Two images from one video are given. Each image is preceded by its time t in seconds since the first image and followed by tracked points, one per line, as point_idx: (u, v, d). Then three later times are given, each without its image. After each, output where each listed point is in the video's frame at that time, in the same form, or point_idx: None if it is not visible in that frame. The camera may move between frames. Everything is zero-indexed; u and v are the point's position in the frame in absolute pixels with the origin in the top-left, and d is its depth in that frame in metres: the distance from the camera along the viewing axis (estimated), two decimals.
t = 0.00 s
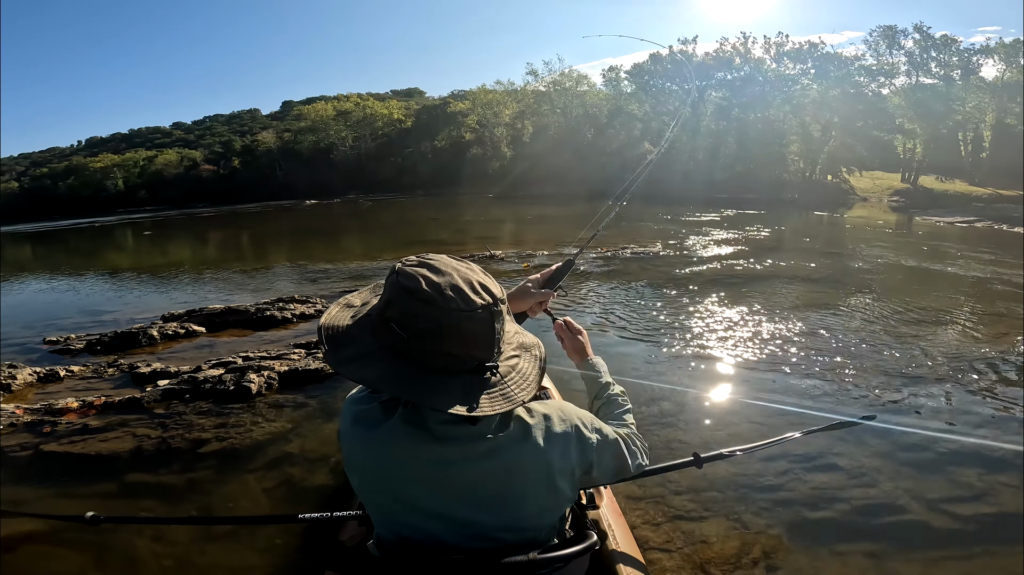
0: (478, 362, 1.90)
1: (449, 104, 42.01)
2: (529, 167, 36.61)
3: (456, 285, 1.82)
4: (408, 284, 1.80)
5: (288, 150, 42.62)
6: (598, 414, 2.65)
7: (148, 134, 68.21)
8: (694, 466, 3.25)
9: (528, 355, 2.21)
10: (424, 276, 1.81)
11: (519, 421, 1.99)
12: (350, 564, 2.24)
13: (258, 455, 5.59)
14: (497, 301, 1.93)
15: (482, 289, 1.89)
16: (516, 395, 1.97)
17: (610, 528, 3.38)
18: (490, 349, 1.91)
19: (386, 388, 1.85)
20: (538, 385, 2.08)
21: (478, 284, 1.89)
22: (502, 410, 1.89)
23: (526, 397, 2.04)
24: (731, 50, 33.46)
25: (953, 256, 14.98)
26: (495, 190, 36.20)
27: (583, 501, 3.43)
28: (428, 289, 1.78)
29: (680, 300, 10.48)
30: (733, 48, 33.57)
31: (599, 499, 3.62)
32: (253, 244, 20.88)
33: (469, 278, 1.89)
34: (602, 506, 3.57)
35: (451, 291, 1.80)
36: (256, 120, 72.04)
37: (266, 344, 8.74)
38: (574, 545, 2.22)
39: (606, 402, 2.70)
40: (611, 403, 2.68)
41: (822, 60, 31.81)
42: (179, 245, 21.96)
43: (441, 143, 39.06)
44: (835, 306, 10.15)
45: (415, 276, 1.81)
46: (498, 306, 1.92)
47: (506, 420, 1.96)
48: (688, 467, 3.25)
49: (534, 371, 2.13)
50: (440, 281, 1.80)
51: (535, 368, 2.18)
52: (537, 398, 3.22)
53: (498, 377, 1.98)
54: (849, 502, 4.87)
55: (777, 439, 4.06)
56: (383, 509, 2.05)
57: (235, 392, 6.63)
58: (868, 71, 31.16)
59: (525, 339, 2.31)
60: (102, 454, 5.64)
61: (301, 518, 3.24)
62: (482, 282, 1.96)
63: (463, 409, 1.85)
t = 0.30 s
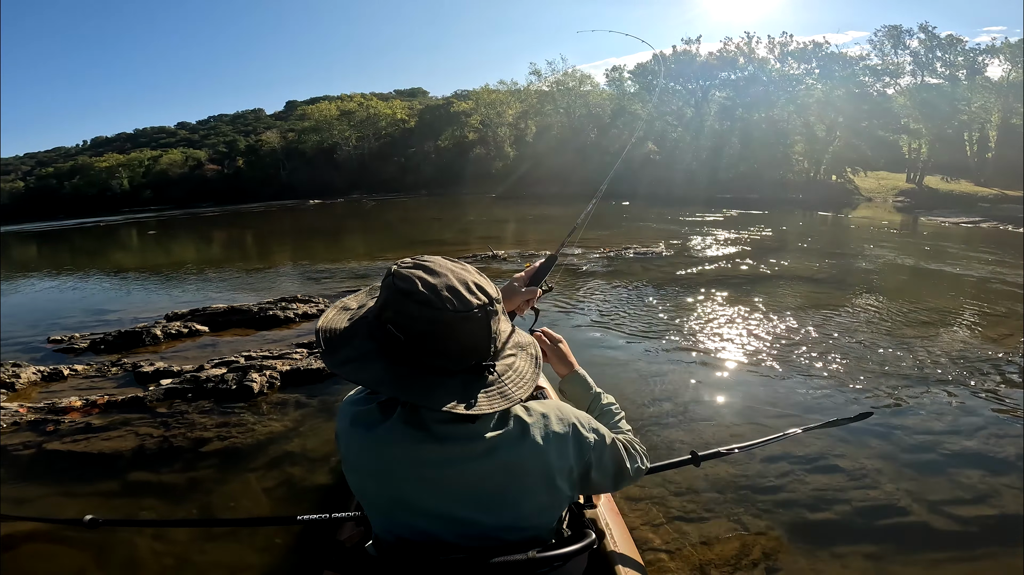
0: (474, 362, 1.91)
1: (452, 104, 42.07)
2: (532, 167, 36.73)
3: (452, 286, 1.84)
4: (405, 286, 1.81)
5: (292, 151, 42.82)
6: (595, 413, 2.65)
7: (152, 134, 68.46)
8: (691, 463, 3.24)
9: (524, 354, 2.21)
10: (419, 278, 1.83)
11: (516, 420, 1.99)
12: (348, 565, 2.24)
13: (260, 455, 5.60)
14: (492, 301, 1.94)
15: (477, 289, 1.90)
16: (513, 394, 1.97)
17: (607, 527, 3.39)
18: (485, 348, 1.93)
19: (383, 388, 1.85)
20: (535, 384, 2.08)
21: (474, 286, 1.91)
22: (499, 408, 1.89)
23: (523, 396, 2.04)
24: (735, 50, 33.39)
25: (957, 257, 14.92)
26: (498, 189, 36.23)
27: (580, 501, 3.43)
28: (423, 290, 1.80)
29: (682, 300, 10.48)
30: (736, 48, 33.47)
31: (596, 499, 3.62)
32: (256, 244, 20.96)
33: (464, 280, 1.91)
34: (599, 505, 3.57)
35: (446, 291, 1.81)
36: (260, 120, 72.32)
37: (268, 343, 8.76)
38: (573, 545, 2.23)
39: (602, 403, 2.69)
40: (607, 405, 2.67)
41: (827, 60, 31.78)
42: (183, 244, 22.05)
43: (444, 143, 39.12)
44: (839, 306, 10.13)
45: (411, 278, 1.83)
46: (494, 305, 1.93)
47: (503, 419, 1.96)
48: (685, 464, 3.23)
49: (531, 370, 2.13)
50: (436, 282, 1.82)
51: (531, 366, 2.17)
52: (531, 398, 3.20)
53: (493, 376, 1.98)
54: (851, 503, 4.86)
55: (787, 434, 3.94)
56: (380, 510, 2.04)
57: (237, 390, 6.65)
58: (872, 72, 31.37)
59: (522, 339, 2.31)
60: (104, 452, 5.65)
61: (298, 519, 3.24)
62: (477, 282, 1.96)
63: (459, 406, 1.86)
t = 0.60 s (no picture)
0: (471, 361, 1.90)
1: (458, 104, 42.19)
2: (537, 166, 36.85)
3: (446, 286, 1.85)
4: (399, 285, 1.83)
5: (298, 150, 43.03)
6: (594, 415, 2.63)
7: (159, 134, 68.79)
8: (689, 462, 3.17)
9: (522, 355, 2.20)
10: (414, 277, 1.84)
11: (513, 421, 1.97)
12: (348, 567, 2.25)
13: (263, 453, 5.63)
14: (486, 301, 1.94)
15: (472, 288, 1.91)
16: (509, 394, 1.96)
17: (607, 528, 3.38)
18: (480, 348, 1.92)
19: (380, 386, 1.86)
20: (533, 384, 2.07)
21: (467, 285, 1.91)
22: (496, 407, 1.89)
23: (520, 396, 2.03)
24: (741, 50, 33.32)
25: (965, 258, 14.85)
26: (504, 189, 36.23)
27: (579, 501, 3.42)
28: (417, 289, 1.81)
29: (687, 301, 10.46)
30: (742, 48, 33.41)
31: (595, 499, 3.60)
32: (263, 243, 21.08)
33: (458, 278, 1.91)
34: (598, 505, 3.55)
35: (439, 291, 1.82)
36: (267, 120, 72.69)
37: (273, 342, 8.80)
38: (571, 547, 2.23)
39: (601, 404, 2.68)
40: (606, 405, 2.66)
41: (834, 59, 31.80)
42: (190, 244, 22.19)
43: (449, 143, 39.18)
44: (845, 307, 10.09)
45: (405, 278, 1.84)
46: (488, 304, 1.93)
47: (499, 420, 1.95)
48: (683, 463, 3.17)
49: (528, 371, 2.12)
50: (429, 282, 1.83)
51: (529, 368, 2.16)
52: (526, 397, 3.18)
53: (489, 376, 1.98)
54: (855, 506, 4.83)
55: (776, 433, 4.02)
56: (378, 512, 2.04)
57: (241, 390, 6.68)
58: (880, 71, 31.35)
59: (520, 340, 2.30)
60: (108, 451, 5.68)
61: (297, 520, 3.25)
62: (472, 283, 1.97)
63: (453, 405, 1.85)
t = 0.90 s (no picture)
0: (461, 360, 1.90)
1: (462, 103, 42.10)
2: (541, 167, 36.79)
3: (436, 284, 1.84)
4: (390, 285, 1.83)
5: (304, 150, 43.11)
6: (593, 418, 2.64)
7: (166, 133, 68.97)
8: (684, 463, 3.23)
9: (516, 355, 2.18)
10: (404, 277, 1.83)
11: (505, 420, 1.99)
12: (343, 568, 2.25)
13: (265, 452, 5.64)
14: (477, 300, 1.93)
15: (462, 286, 1.90)
16: (499, 393, 1.95)
17: (604, 527, 3.37)
18: (471, 347, 1.91)
19: (370, 384, 1.86)
20: (525, 384, 2.05)
21: (458, 284, 1.90)
22: (484, 405, 1.88)
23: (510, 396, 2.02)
24: (746, 50, 32.86)
25: (975, 260, 14.64)
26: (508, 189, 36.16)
27: (576, 501, 3.43)
28: (407, 289, 1.80)
29: (691, 302, 10.42)
30: (748, 48, 33.01)
31: (593, 498, 3.58)
32: (268, 242, 21.13)
33: (448, 277, 1.90)
34: (596, 505, 3.54)
35: (428, 290, 1.81)
36: (273, 119, 72.88)
37: (276, 341, 8.82)
38: (568, 546, 2.23)
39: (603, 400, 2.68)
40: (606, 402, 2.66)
41: (840, 60, 31.02)
42: (196, 242, 22.28)
43: (453, 143, 39.19)
44: (851, 309, 10.02)
45: (396, 278, 1.84)
46: (479, 303, 1.92)
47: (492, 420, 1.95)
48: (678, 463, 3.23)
49: (521, 370, 2.11)
50: (419, 282, 1.83)
51: (522, 366, 2.14)
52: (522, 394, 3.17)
53: (481, 374, 1.97)
54: (857, 509, 4.81)
55: (777, 431, 4.03)
56: (374, 513, 2.04)
57: (244, 388, 6.70)
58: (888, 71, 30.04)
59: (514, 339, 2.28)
60: (112, 449, 5.71)
61: (295, 519, 3.26)
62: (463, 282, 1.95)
63: (443, 403, 1.85)
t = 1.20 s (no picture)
0: (459, 357, 1.90)
1: (467, 103, 42.11)
2: (546, 167, 36.84)
3: (433, 283, 1.84)
4: (388, 283, 1.83)
5: (309, 150, 43.25)
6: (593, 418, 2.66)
7: (173, 134, 69.25)
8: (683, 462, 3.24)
9: (515, 352, 2.16)
10: (403, 276, 1.84)
11: (505, 419, 1.98)
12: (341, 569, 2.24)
13: (267, 451, 5.66)
14: (475, 298, 1.93)
15: (460, 284, 1.89)
16: (497, 390, 1.93)
17: (603, 526, 3.36)
18: (469, 344, 1.91)
19: (367, 381, 1.86)
20: (524, 382, 2.03)
21: (456, 282, 1.90)
22: (481, 403, 1.87)
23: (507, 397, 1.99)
24: (752, 50, 33.10)
25: (983, 261, 14.52)
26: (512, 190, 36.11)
27: (575, 500, 3.41)
28: (406, 287, 1.80)
29: (696, 302, 10.39)
30: (754, 48, 33.11)
31: (591, 498, 3.58)
32: (273, 241, 21.20)
33: (447, 274, 1.90)
34: (595, 505, 3.54)
35: (427, 288, 1.81)
36: (279, 119, 73.05)
37: (280, 340, 8.85)
38: (568, 544, 2.23)
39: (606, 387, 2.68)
40: (610, 388, 2.66)
41: (847, 59, 31.05)
42: (202, 242, 22.39)
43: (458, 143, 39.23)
44: (856, 310, 9.97)
45: (395, 276, 1.85)
46: (477, 301, 1.91)
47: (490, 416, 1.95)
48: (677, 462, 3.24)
49: (520, 368, 2.09)
50: (417, 279, 1.83)
51: (521, 365, 2.12)
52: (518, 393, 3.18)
53: (478, 372, 1.95)
54: (861, 511, 4.79)
55: (775, 430, 4.02)
56: (373, 513, 2.04)
57: (247, 388, 6.72)
58: (894, 71, 29.75)
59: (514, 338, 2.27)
60: (115, 447, 5.73)
61: (295, 519, 3.27)
62: (461, 278, 1.95)
63: (440, 401, 1.83)
